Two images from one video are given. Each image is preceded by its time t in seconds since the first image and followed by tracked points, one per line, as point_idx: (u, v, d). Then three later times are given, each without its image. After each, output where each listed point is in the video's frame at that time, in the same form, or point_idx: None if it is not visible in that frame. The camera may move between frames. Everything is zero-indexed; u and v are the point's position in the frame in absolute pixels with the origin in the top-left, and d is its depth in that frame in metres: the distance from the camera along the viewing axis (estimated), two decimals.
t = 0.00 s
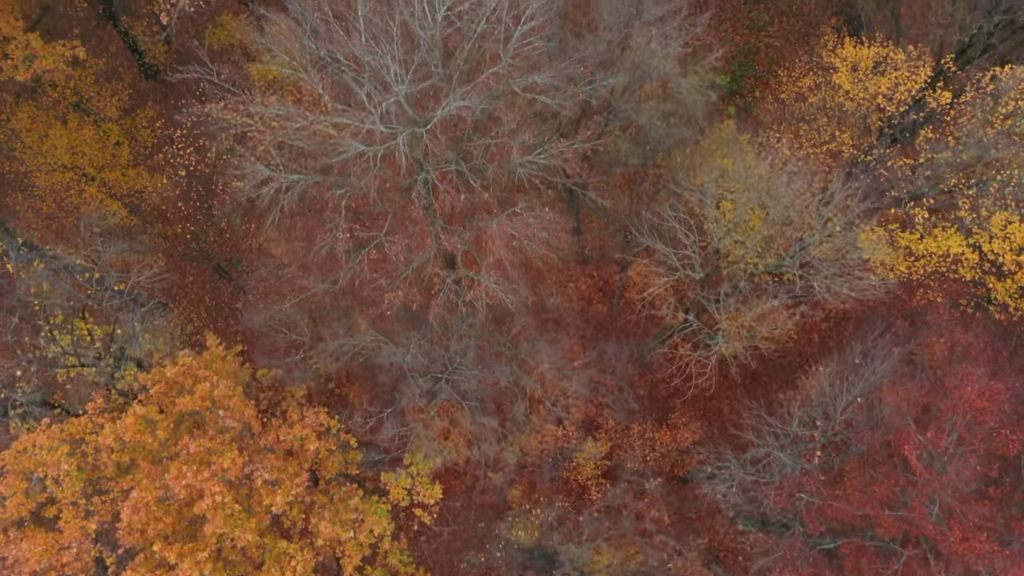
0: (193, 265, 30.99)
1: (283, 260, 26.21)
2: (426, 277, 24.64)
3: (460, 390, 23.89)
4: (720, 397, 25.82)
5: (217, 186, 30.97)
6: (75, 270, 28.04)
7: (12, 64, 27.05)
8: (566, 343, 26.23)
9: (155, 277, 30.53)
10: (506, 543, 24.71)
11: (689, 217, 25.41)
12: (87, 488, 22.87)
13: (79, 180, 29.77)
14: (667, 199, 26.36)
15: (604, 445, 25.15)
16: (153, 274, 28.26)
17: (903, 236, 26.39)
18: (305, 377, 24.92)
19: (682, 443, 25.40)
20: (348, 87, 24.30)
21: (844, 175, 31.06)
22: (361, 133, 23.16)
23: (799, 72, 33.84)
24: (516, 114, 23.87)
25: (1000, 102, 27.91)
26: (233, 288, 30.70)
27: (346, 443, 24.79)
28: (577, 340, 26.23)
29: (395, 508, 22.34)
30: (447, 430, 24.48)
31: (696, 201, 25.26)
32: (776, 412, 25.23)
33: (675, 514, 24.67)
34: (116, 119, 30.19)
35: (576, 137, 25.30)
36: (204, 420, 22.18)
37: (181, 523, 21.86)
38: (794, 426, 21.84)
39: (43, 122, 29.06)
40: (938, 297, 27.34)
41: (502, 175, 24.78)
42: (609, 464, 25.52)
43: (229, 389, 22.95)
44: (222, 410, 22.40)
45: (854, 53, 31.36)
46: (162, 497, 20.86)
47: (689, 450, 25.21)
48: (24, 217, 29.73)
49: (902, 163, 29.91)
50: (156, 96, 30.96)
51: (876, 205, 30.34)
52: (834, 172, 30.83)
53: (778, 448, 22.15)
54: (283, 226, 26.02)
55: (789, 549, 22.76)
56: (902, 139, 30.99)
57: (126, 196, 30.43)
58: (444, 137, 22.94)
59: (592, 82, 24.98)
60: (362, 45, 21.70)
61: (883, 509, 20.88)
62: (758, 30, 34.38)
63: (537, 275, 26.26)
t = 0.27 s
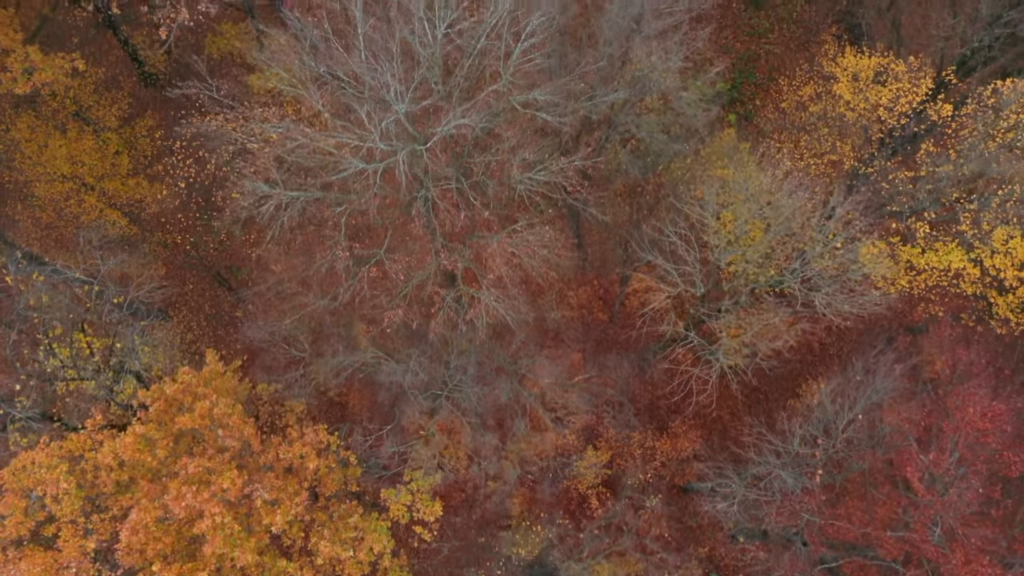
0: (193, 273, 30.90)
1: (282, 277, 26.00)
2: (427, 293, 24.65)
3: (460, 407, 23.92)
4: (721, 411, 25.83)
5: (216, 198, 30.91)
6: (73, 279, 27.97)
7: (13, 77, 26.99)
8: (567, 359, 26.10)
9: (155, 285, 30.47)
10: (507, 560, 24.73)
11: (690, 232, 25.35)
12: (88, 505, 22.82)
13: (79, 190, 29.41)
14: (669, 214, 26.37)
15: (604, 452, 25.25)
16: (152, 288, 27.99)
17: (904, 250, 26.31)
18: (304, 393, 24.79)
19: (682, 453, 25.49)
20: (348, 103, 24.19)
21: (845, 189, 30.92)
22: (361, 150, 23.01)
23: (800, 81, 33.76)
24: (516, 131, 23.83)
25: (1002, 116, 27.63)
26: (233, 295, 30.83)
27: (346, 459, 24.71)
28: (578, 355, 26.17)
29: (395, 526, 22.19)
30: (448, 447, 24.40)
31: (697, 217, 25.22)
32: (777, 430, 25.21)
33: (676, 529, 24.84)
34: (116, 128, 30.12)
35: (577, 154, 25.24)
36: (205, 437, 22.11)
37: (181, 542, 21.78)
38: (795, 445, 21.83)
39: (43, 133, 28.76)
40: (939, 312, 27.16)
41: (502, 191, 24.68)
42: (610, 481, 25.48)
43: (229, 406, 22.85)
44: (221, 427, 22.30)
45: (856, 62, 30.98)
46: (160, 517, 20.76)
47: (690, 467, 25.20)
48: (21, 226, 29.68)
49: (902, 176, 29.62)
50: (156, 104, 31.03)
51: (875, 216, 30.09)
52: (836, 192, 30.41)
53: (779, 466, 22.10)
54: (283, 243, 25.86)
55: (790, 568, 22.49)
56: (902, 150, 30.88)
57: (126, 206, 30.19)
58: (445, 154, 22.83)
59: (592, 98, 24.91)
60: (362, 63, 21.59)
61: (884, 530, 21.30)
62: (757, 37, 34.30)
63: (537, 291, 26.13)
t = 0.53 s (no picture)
0: (193, 280, 31.01)
1: (282, 294, 26.33)
2: (428, 310, 24.71)
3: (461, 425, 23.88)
4: (724, 427, 26.12)
5: (216, 209, 31.35)
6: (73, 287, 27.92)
7: (10, 88, 26.68)
8: (567, 374, 26.11)
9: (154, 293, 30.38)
10: None
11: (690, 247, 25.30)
12: (86, 523, 22.72)
13: (78, 200, 29.27)
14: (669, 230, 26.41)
15: (604, 460, 25.10)
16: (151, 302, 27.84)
17: (904, 264, 26.41)
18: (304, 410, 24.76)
19: (681, 462, 25.33)
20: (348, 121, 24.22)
21: (845, 201, 31.08)
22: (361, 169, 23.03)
23: (801, 89, 34.53)
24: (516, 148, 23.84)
25: (1002, 130, 27.60)
26: (233, 302, 30.91)
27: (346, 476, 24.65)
28: (579, 371, 26.23)
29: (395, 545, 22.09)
30: (448, 464, 24.31)
31: (697, 232, 25.25)
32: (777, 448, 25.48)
33: (678, 545, 25.18)
34: (116, 138, 30.20)
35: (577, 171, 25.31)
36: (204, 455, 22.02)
37: (179, 563, 21.66)
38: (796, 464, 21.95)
39: (42, 142, 28.57)
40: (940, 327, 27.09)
41: (502, 208, 24.68)
42: (610, 498, 25.51)
43: (229, 424, 22.74)
44: (220, 446, 22.19)
45: (856, 72, 30.93)
46: (159, 538, 20.64)
47: (692, 484, 25.20)
48: (20, 236, 29.69)
49: (903, 188, 29.56)
50: (155, 113, 31.45)
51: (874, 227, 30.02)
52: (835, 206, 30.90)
53: (781, 485, 22.16)
54: (283, 260, 26.15)
55: None
56: (902, 164, 30.94)
57: (126, 215, 30.18)
58: (445, 173, 22.84)
59: (593, 114, 24.92)
60: (362, 82, 21.59)
61: (885, 551, 21.34)
62: (756, 43, 35.38)
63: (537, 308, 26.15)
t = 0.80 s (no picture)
0: (193, 288, 30.75)
1: (282, 310, 26.00)
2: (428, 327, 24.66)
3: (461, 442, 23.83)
4: (726, 444, 26.04)
5: (216, 220, 30.64)
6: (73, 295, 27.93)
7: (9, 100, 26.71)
8: (568, 390, 26.06)
9: (154, 303, 30.31)
10: None
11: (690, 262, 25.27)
12: (85, 541, 22.64)
13: (77, 210, 29.26)
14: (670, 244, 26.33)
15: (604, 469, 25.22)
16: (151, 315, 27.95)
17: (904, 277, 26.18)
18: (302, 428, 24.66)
19: (682, 470, 25.61)
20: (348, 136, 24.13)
21: (846, 214, 30.68)
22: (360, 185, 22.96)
23: (801, 98, 33.88)
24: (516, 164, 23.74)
25: (1005, 145, 27.59)
26: (232, 311, 30.60)
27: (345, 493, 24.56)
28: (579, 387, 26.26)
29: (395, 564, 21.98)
30: (449, 481, 24.23)
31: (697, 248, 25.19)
32: (783, 466, 25.26)
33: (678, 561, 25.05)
34: (116, 147, 29.94)
35: (578, 188, 25.25)
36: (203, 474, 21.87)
37: None
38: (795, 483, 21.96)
39: (41, 152, 28.58)
40: (942, 341, 26.84)
41: (502, 224, 24.62)
42: (610, 514, 25.44)
43: (228, 442, 22.61)
44: (219, 464, 22.06)
45: (856, 84, 30.85)
46: (158, 558, 20.53)
47: (692, 499, 25.29)
48: (20, 246, 29.27)
49: (904, 201, 29.37)
50: (155, 120, 30.81)
51: (873, 237, 29.86)
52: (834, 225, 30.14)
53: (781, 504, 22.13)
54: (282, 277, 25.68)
55: None
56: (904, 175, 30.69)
57: (125, 225, 30.00)
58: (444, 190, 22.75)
59: (593, 130, 24.86)
60: (361, 99, 21.56)
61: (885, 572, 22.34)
62: (756, 49, 35.14)
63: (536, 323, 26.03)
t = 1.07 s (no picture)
0: (192, 296, 30.44)
1: (281, 327, 25.84)
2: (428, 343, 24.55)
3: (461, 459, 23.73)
4: (727, 461, 25.95)
5: (216, 229, 30.42)
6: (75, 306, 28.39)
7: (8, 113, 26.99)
8: (568, 406, 25.97)
9: (155, 312, 30.13)
10: None
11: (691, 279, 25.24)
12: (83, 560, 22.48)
13: (77, 220, 29.06)
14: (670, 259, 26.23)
15: (605, 478, 25.16)
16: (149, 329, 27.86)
17: (906, 290, 25.91)
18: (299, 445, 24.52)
19: (682, 480, 25.55)
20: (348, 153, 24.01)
21: (847, 226, 30.58)
22: (361, 205, 22.78)
23: (802, 107, 33.63)
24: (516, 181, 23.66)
25: (1005, 159, 27.78)
26: (232, 320, 30.30)
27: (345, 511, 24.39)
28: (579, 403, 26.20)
29: None
30: (449, 499, 24.13)
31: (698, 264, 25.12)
32: (784, 483, 25.19)
33: None
34: (116, 156, 29.58)
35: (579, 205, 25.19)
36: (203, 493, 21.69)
37: None
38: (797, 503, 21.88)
39: (41, 163, 28.00)
40: (943, 356, 26.66)
41: (503, 241, 24.54)
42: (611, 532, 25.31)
43: (227, 460, 22.46)
44: (218, 483, 21.86)
45: (857, 93, 30.67)
46: None
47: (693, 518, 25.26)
48: (19, 257, 29.24)
49: (905, 214, 29.14)
50: (155, 129, 30.70)
51: (873, 249, 29.69)
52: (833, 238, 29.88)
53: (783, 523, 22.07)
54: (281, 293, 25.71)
55: None
56: (906, 188, 30.27)
57: (125, 234, 29.74)
58: (444, 208, 22.63)
59: (593, 146, 24.80)
60: (361, 118, 21.43)
61: None
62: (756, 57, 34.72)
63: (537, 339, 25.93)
